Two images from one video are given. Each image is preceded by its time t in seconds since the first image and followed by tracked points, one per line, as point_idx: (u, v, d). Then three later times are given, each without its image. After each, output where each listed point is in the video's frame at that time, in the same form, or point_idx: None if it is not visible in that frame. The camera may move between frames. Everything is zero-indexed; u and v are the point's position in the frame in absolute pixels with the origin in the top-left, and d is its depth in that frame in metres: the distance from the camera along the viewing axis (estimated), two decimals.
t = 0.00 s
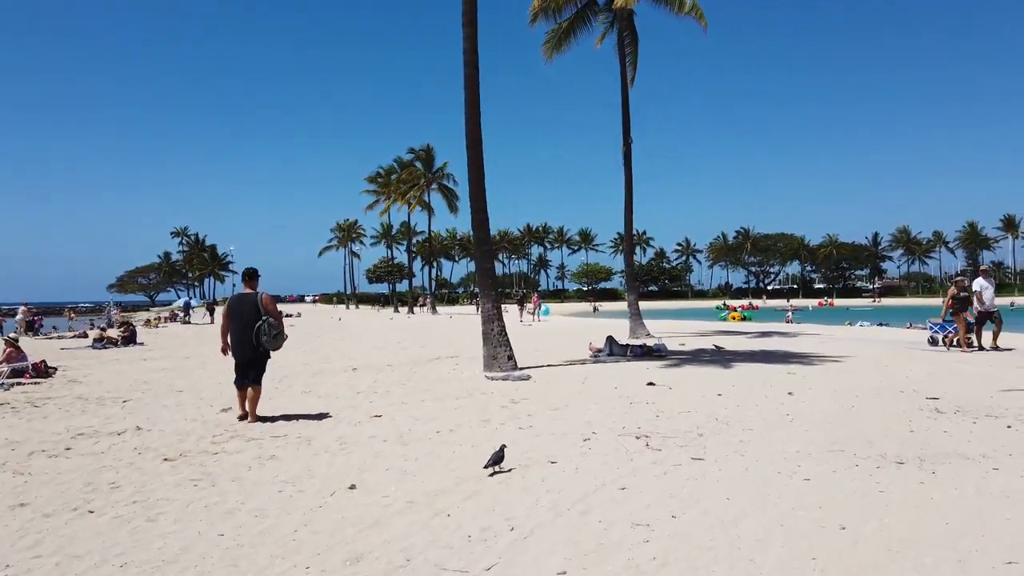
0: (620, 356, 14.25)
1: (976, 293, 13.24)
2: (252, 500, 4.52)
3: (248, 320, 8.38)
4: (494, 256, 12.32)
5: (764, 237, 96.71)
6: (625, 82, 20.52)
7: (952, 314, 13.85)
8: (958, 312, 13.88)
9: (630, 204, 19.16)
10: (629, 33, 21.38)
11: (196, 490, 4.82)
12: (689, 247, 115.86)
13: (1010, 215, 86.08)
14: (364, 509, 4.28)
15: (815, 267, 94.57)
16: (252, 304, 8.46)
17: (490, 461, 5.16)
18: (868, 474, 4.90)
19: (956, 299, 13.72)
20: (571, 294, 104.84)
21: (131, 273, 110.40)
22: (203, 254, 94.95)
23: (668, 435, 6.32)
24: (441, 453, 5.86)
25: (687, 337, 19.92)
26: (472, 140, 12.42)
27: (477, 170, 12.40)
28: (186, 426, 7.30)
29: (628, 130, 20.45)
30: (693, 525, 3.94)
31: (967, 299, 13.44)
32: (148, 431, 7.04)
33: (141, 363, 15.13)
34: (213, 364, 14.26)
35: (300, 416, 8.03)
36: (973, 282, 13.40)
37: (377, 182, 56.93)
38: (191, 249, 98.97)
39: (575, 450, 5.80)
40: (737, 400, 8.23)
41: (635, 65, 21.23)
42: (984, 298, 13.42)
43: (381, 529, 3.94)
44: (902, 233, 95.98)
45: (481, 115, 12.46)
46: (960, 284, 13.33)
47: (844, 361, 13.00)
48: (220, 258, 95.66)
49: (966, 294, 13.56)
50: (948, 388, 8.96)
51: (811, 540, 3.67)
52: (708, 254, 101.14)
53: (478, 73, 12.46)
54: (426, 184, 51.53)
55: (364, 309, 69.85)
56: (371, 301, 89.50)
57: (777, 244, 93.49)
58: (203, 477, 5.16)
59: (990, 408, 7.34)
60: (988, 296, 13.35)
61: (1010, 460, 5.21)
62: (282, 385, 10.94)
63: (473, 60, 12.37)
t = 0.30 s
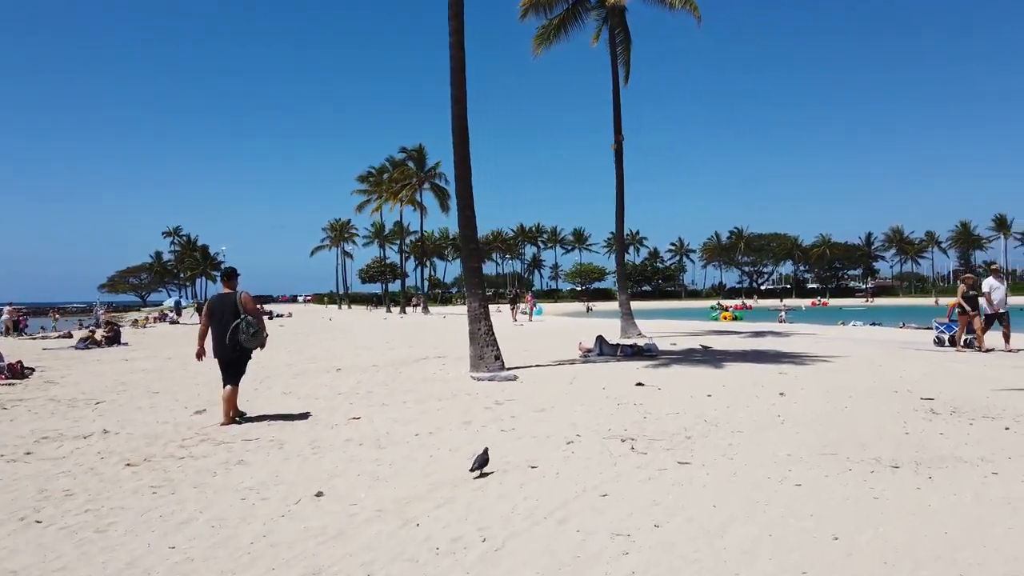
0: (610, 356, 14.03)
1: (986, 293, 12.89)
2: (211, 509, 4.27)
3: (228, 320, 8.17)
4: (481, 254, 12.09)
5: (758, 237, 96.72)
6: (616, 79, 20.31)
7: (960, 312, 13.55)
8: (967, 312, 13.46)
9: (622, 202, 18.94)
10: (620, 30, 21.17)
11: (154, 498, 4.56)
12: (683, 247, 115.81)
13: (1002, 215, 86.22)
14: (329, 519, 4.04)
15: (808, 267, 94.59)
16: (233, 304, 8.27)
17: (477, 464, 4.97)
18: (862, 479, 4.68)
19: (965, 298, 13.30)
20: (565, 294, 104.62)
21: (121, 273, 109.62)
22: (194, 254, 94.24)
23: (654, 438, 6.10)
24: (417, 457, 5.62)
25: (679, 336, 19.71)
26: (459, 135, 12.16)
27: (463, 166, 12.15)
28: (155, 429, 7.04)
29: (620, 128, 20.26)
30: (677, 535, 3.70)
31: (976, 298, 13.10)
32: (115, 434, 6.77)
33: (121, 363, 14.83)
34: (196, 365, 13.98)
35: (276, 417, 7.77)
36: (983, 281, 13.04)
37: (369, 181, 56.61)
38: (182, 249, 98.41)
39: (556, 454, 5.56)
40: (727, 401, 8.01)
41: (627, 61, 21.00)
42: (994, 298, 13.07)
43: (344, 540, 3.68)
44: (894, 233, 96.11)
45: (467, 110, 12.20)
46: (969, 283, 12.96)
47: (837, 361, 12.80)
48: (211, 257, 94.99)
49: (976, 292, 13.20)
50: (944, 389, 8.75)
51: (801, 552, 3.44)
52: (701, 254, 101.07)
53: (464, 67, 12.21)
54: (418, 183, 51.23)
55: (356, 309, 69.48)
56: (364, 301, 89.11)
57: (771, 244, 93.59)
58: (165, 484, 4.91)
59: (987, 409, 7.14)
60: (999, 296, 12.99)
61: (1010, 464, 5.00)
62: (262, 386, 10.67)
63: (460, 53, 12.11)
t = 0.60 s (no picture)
0: (600, 358, 13.79)
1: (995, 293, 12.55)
2: (168, 527, 4.00)
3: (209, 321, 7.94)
4: (467, 253, 11.82)
5: (750, 237, 96.77)
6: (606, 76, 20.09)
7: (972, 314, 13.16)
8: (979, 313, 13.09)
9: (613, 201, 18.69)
10: (611, 27, 20.94)
11: (109, 513, 4.28)
12: (675, 248, 115.77)
13: (993, 216, 86.54)
14: (291, 537, 3.77)
15: (800, 267, 94.67)
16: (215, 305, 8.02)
17: (461, 471, 4.86)
18: (861, 493, 4.44)
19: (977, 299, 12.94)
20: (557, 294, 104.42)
21: (111, 273, 108.79)
22: (185, 253, 93.54)
23: (642, 446, 5.84)
24: (393, 467, 5.35)
25: (670, 337, 19.48)
26: (445, 131, 11.88)
27: (450, 164, 11.87)
28: (123, 436, 6.74)
29: (610, 126, 20.05)
30: (664, 555, 3.45)
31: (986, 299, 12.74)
32: (80, 442, 6.47)
33: (100, 364, 14.49)
34: (177, 367, 13.68)
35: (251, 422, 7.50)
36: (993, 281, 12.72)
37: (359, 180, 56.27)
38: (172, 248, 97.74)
39: (540, 464, 5.30)
40: (719, 406, 7.77)
41: (618, 59, 20.78)
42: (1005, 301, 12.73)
43: (305, 563, 3.42)
44: (886, 233, 96.29)
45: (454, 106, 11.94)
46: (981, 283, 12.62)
47: (830, 363, 12.59)
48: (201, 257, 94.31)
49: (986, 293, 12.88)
50: (940, 393, 8.54)
51: None
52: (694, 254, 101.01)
53: (451, 62, 11.93)
54: (409, 182, 50.92)
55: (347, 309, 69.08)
56: (355, 300, 88.69)
57: (763, 244, 93.66)
58: (122, 497, 4.63)
59: (986, 415, 6.91)
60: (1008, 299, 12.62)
61: (1014, 475, 4.77)
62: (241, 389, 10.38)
63: (446, 48, 11.84)
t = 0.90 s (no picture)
0: (590, 358, 13.56)
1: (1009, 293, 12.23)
2: (118, 538, 3.74)
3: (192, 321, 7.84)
4: (454, 251, 11.56)
5: (743, 237, 96.76)
6: (597, 73, 19.85)
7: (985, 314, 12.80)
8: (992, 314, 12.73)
9: (604, 200, 18.46)
10: (602, 24, 20.71)
11: (57, 523, 4.01)
12: (669, 248, 115.71)
13: (986, 215, 86.72)
14: (248, 550, 3.52)
15: (793, 267, 94.65)
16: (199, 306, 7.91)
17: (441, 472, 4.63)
18: (857, 499, 4.20)
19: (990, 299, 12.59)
20: (550, 294, 104.18)
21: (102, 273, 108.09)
22: (176, 253, 92.92)
23: (629, 449, 5.60)
24: (368, 471, 5.10)
25: (662, 337, 19.26)
26: (431, 125, 11.63)
27: (436, 159, 11.61)
28: (88, 439, 6.46)
29: (601, 123, 19.83)
30: (646, 569, 3.20)
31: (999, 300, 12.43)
32: (42, 445, 6.20)
33: (80, 364, 14.17)
34: (158, 367, 13.38)
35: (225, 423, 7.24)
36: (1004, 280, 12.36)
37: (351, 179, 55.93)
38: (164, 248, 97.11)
39: (521, 469, 5.06)
40: (710, 407, 7.54)
41: (609, 56, 20.55)
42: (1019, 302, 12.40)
43: None
44: (879, 233, 96.36)
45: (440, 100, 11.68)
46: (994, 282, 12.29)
47: (824, 363, 12.37)
48: (193, 256, 93.74)
49: (1001, 292, 12.45)
50: (936, 393, 8.32)
51: None
52: (688, 254, 100.90)
53: (437, 55, 11.68)
54: (401, 181, 50.62)
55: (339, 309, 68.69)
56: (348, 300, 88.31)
57: (757, 244, 93.62)
58: (76, 505, 4.36)
59: (985, 416, 6.69)
60: (1023, 304, 11.94)
61: (1018, 479, 4.54)
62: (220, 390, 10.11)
63: (433, 41, 11.60)
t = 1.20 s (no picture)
0: (580, 361, 13.33)
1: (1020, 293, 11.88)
2: (54, 563, 3.48)
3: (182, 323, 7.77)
4: (439, 252, 11.30)
5: (739, 237, 96.66)
6: (589, 71, 19.59)
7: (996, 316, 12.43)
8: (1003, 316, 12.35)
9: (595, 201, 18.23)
10: (594, 22, 20.46)
11: None
12: (664, 248, 115.53)
13: (981, 215, 86.74)
14: None
15: (789, 266, 94.53)
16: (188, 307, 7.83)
17: (411, 487, 4.40)
18: (847, 517, 3.97)
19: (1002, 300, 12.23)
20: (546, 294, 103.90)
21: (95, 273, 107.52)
22: (169, 253, 92.39)
23: (610, 460, 5.35)
24: (335, 485, 4.84)
25: (655, 339, 19.02)
26: (415, 124, 11.37)
27: (421, 158, 11.35)
28: (49, 449, 6.20)
29: (592, 122, 19.59)
30: None
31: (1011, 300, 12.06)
32: None
33: (59, 368, 13.87)
34: (138, 371, 13.10)
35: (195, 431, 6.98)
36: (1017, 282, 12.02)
37: (345, 179, 55.61)
38: (157, 248, 96.54)
39: (496, 482, 4.81)
40: (697, 413, 7.31)
41: (601, 55, 20.31)
42: None
43: None
44: (874, 233, 96.30)
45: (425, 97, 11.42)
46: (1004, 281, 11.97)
47: (818, 366, 12.15)
48: (186, 257, 93.27)
49: (1014, 293, 12.11)
50: (931, 398, 8.11)
51: None
52: (683, 254, 100.72)
53: (421, 52, 11.42)
54: (395, 181, 50.30)
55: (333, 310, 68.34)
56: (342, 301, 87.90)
57: (752, 244, 93.47)
58: (19, 524, 4.10)
59: (982, 423, 6.46)
60: None
61: (1016, 494, 4.31)
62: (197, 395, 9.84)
63: (417, 38, 11.34)
